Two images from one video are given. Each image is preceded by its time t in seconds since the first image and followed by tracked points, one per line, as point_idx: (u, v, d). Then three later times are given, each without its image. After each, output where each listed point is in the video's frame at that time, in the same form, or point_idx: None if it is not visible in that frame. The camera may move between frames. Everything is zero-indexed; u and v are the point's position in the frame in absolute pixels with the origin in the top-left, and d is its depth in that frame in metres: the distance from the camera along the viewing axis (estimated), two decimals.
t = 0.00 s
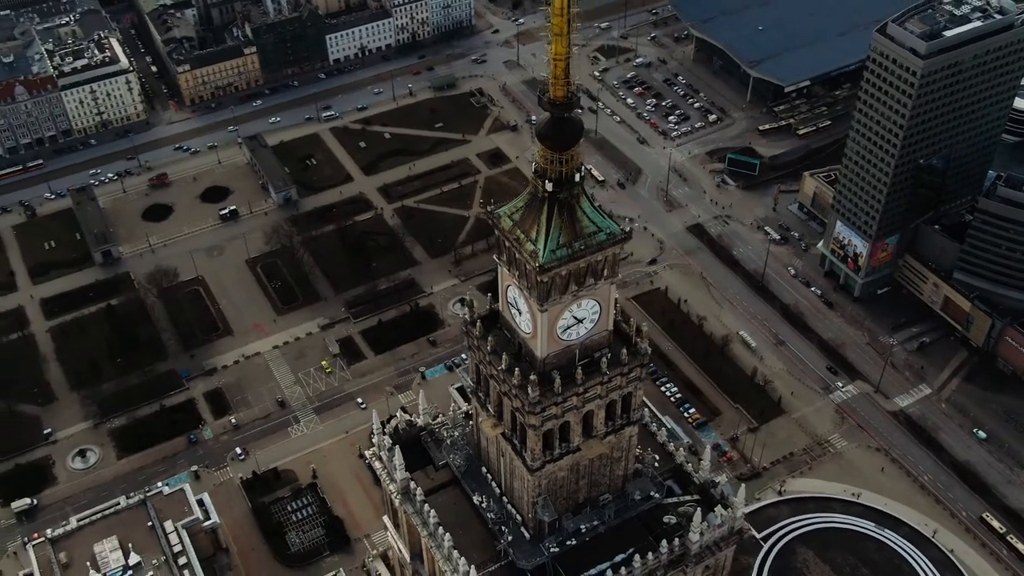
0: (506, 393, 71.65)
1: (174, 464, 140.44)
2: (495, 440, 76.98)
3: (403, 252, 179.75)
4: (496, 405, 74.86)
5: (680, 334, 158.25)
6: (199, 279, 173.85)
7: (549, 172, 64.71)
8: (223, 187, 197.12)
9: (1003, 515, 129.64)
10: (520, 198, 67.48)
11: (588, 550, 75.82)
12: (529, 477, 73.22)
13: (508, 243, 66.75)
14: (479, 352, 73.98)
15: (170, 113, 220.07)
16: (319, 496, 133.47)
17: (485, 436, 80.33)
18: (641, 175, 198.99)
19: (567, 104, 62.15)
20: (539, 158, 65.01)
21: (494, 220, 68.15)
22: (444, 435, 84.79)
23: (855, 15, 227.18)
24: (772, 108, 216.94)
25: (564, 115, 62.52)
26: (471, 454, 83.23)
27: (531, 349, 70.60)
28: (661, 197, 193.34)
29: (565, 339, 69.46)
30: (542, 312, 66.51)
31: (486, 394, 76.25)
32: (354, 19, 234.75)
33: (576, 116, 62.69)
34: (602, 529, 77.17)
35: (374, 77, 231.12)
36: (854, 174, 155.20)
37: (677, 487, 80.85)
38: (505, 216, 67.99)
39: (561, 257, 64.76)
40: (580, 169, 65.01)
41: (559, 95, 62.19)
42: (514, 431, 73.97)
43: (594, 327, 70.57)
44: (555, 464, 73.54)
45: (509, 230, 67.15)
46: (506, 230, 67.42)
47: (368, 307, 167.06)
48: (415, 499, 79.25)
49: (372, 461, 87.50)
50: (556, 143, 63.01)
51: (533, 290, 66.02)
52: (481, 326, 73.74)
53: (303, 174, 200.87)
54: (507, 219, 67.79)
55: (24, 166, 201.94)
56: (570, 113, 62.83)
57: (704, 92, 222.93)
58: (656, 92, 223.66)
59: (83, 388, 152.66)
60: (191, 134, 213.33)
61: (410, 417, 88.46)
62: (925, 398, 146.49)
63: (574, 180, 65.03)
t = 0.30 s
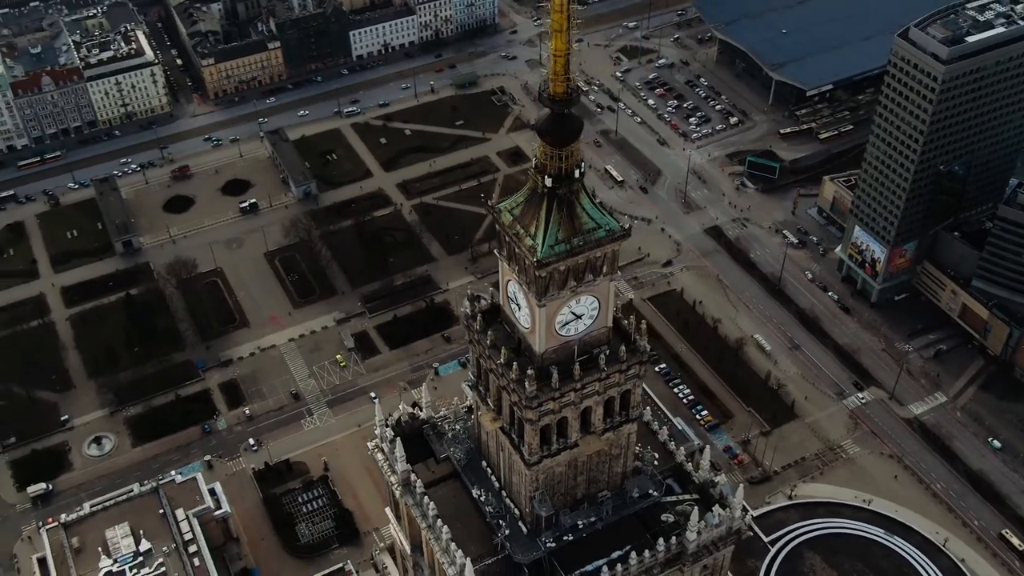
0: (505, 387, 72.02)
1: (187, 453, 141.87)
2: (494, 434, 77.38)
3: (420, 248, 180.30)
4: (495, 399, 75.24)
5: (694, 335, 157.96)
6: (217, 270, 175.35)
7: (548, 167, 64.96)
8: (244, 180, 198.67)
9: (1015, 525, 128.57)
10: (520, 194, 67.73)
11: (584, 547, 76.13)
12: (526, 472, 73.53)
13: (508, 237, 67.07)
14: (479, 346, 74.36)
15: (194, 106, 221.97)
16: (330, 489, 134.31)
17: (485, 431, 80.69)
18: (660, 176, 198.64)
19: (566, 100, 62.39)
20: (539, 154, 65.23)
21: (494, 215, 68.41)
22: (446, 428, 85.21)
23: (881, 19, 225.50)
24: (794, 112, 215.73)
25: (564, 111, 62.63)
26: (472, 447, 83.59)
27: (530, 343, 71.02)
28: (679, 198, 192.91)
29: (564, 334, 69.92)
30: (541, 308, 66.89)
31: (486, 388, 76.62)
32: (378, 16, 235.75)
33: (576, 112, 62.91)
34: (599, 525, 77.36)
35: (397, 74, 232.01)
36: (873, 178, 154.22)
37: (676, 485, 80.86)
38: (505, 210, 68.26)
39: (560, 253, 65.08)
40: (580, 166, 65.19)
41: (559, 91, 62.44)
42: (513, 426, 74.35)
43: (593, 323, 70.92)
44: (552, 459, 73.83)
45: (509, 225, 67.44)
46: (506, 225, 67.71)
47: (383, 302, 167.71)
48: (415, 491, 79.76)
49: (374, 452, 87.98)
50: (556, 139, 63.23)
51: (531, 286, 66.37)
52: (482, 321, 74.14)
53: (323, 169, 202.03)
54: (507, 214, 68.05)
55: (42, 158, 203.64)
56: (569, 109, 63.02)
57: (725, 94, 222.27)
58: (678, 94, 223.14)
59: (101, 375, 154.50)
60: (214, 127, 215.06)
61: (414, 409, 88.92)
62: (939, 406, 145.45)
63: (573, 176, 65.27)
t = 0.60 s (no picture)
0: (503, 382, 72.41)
1: (200, 444, 143.09)
2: (494, 428, 77.77)
3: (436, 245, 180.79)
4: (495, 393, 75.52)
5: (707, 338, 157.64)
6: (235, 263, 176.71)
7: (548, 163, 65.27)
8: (263, 174, 200.05)
9: None
10: (521, 190, 68.13)
11: (582, 544, 76.04)
12: (525, 467, 73.79)
13: (508, 232, 67.44)
14: (479, 342, 74.86)
15: (216, 100, 223.65)
16: (340, 482, 135.04)
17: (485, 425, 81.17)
18: (678, 178, 198.27)
19: (566, 96, 62.85)
20: (540, 149, 65.59)
21: (495, 210, 68.82)
22: (447, 422, 85.79)
23: (904, 25, 224.09)
24: (814, 115, 214.67)
25: (564, 106, 63.06)
26: (472, 441, 84.14)
27: (529, 338, 71.34)
28: (696, 200, 192.47)
29: (563, 330, 70.21)
30: (541, 303, 67.15)
31: (486, 383, 76.98)
32: (400, 13, 236.67)
33: (576, 108, 63.36)
34: (598, 522, 77.20)
35: (417, 72, 232.79)
36: (891, 184, 153.47)
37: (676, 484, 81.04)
38: (506, 205, 68.64)
39: (559, 248, 65.29)
40: (580, 162, 65.48)
41: (559, 86, 62.91)
42: (512, 420, 74.61)
43: (592, 320, 71.14)
44: (551, 454, 74.05)
45: (509, 220, 67.80)
46: (506, 220, 68.11)
47: (398, 298, 168.37)
48: (415, 483, 80.36)
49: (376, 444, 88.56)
50: (557, 134, 63.60)
51: (530, 281, 66.65)
52: (484, 316, 74.62)
53: (342, 165, 203.07)
54: (508, 210, 68.39)
55: (57, 151, 205.30)
56: (570, 104, 63.40)
57: (745, 97, 221.60)
58: (698, 95, 222.62)
59: (117, 365, 156.10)
60: (235, 122, 216.61)
61: (417, 402, 89.54)
62: (953, 413, 144.54)
63: (573, 172, 65.56)
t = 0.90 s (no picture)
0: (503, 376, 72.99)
1: (214, 433, 144.57)
2: (494, 421, 78.29)
3: (453, 242, 181.38)
4: (495, 386, 75.99)
5: (722, 340, 157.29)
6: (253, 256, 178.17)
7: (549, 157, 65.59)
8: (284, 168, 201.48)
9: None
10: (522, 184, 68.49)
11: (579, 539, 76.13)
12: (523, 460, 74.24)
13: (509, 226, 67.92)
14: (481, 336, 75.45)
15: (239, 93, 225.33)
16: (350, 475, 135.84)
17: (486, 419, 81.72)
18: (697, 179, 197.88)
19: (567, 91, 63.10)
20: (541, 144, 65.92)
21: (497, 203, 69.27)
22: (450, 414, 86.40)
23: (929, 30, 222.35)
24: (836, 119, 213.40)
25: (564, 101, 63.32)
26: (474, 434, 84.77)
27: (529, 332, 71.89)
28: (715, 202, 191.97)
29: (562, 324, 70.71)
30: (540, 297, 67.68)
31: (487, 376, 77.57)
32: (424, 11, 237.49)
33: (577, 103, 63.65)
34: (596, 517, 77.25)
35: (439, 69, 233.47)
36: (910, 189, 152.61)
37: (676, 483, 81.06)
38: (507, 200, 68.97)
39: (558, 242, 65.61)
40: (580, 157, 65.79)
41: (560, 82, 63.18)
42: (512, 413, 75.09)
43: (591, 315, 71.50)
44: (549, 448, 74.42)
45: (510, 214, 68.20)
46: (507, 214, 68.52)
47: (413, 293, 168.94)
48: (417, 474, 81.07)
49: (380, 435, 89.28)
50: (558, 129, 63.97)
51: (530, 275, 67.16)
52: (485, 309, 75.28)
53: (362, 160, 204.16)
54: (509, 203, 68.81)
55: (76, 143, 207.16)
56: (571, 99, 63.68)
57: (767, 99, 220.76)
58: (719, 97, 221.96)
59: (135, 353, 157.86)
60: (257, 116, 218.16)
61: (422, 395, 90.27)
62: (968, 421, 143.50)
63: (574, 167, 65.85)
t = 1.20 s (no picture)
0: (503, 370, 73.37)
1: (228, 424, 145.85)
2: (495, 415, 78.66)
3: (469, 239, 181.83)
4: (495, 380, 76.45)
5: (736, 343, 156.99)
6: (271, 249, 179.48)
7: (550, 152, 66.03)
8: (304, 163, 202.76)
9: None
10: (524, 178, 68.98)
11: (577, 533, 76.31)
12: (522, 454, 74.59)
13: (510, 220, 68.46)
14: (484, 331, 75.93)
15: (261, 88, 226.85)
16: (361, 469, 136.64)
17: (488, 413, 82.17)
18: (715, 181, 197.45)
19: (568, 87, 63.48)
20: (542, 139, 66.39)
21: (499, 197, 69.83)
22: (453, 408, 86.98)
23: (953, 35, 220.82)
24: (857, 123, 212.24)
25: (565, 97, 63.69)
26: (475, 427, 85.33)
27: (529, 327, 72.23)
28: (733, 204, 191.45)
29: (562, 320, 70.96)
30: (540, 292, 67.99)
31: (489, 370, 78.03)
32: (446, 9, 238.23)
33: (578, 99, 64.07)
34: (595, 513, 77.52)
35: (459, 67, 234.16)
36: (928, 194, 151.69)
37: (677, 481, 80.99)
38: (509, 194, 69.47)
39: (558, 237, 66.03)
40: (581, 153, 66.21)
41: (562, 78, 63.55)
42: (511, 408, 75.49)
43: (591, 311, 71.76)
44: (548, 443, 74.78)
45: (512, 208, 68.73)
46: (508, 208, 69.04)
47: (428, 290, 169.53)
48: (418, 466, 81.66)
49: (384, 426, 89.85)
50: (558, 125, 64.41)
51: (530, 270, 67.54)
52: (487, 303, 75.82)
53: (381, 156, 205.12)
54: (510, 198, 69.33)
55: (92, 136, 208.56)
56: (572, 95, 64.06)
57: (787, 102, 219.97)
58: (740, 99, 221.34)
59: (151, 344, 159.43)
60: (278, 110, 219.65)
61: (425, 388, 90.87)
62: (983, 429, 142.55)
63: (574, 163, 66.27)
